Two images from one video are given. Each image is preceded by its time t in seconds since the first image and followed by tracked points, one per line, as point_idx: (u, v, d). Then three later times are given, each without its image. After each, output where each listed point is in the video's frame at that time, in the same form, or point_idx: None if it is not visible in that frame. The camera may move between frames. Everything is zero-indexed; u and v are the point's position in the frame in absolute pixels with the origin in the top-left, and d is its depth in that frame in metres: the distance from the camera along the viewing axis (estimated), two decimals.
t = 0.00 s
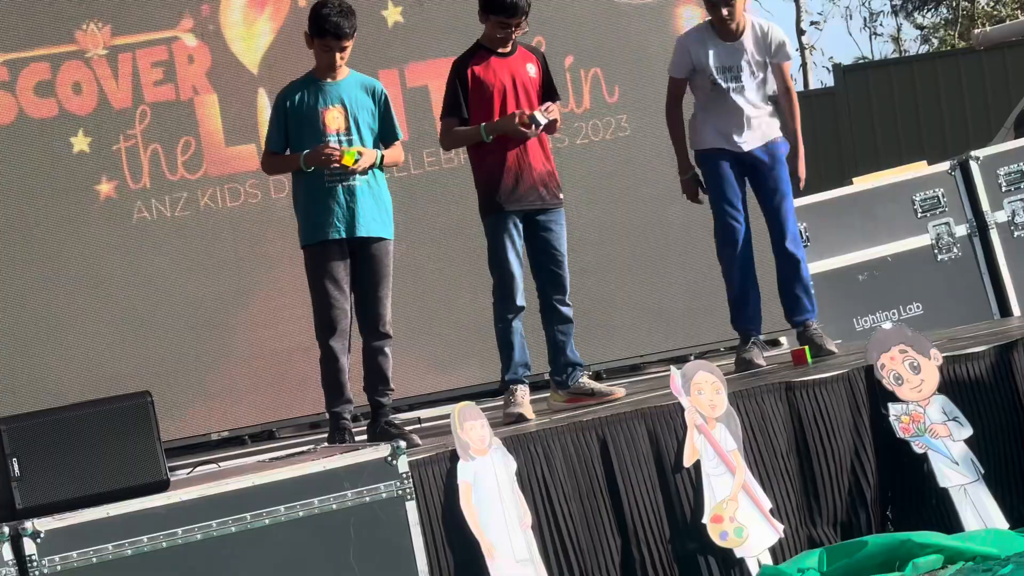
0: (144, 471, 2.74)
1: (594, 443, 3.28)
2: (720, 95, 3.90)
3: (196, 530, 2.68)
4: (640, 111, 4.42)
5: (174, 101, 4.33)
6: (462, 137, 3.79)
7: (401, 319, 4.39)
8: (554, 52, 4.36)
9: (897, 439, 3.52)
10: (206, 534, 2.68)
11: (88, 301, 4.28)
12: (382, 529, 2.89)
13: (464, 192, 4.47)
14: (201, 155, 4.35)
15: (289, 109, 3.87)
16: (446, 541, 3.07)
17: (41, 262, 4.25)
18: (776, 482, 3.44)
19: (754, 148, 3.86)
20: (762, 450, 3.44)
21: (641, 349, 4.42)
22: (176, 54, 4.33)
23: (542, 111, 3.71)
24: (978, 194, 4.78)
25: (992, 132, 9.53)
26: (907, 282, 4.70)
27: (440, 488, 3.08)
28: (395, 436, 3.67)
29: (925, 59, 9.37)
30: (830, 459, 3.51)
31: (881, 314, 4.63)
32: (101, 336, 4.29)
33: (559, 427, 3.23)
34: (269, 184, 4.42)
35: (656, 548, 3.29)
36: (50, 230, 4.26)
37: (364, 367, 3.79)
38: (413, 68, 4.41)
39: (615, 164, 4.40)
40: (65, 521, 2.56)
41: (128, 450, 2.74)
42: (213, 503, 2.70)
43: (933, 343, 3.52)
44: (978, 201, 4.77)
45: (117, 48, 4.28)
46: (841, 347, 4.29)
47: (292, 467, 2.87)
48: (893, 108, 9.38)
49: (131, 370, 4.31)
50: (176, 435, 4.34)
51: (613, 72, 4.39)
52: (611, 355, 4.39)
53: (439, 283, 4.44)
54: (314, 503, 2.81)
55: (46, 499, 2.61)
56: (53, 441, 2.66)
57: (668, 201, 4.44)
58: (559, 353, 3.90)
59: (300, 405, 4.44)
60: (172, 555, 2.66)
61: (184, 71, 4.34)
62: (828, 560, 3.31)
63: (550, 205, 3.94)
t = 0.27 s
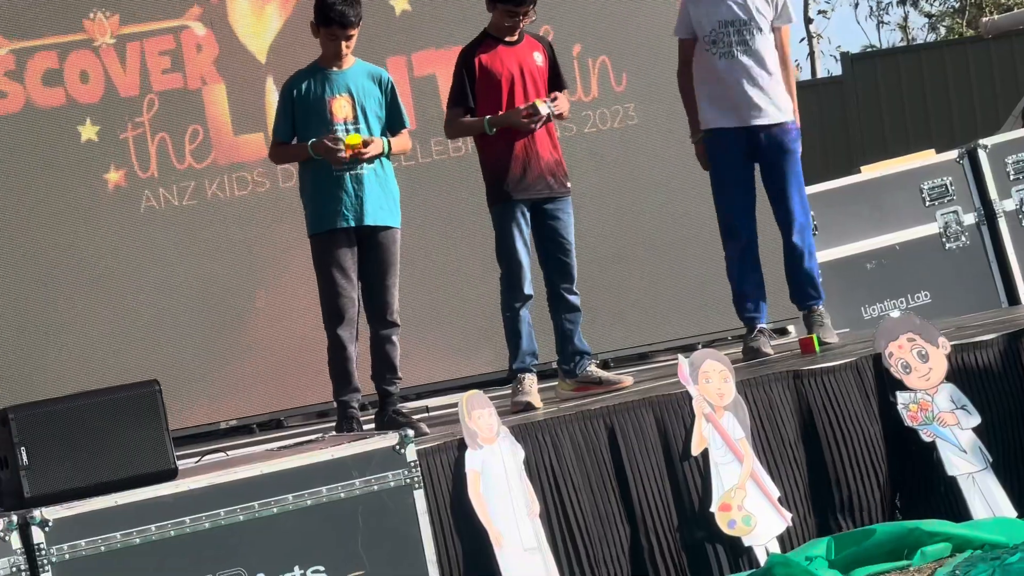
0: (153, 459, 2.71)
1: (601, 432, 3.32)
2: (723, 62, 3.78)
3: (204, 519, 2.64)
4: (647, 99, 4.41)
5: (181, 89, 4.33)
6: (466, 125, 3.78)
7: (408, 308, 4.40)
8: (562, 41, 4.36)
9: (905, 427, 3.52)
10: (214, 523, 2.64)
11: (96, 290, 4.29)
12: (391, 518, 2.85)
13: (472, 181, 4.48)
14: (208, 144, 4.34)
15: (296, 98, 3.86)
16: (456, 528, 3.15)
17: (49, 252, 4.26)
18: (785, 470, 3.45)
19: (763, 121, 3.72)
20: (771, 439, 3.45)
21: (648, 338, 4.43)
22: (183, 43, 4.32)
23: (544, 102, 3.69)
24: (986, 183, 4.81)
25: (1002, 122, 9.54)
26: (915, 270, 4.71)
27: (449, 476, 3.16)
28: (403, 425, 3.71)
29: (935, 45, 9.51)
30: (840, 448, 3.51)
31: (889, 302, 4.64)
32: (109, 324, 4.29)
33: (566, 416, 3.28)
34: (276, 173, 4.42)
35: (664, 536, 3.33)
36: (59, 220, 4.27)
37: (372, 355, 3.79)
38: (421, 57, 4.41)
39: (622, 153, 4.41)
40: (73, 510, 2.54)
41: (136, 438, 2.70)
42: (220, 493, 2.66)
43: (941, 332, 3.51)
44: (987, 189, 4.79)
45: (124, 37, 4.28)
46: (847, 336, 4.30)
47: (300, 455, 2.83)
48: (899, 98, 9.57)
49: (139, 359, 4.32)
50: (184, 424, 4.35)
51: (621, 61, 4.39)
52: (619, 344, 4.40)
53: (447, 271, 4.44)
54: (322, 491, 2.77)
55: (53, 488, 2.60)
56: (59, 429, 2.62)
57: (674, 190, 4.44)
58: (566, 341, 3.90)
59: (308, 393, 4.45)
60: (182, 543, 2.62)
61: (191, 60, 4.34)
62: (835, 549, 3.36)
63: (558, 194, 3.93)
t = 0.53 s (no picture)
0: (159, 451, 2.73)
1: (610, 423, 3.35)
2: (747, 49, 3.85)
3: (213, 510, 2.70)
4: (656, 90, 4.42)
5: (189, 80, 4.33)
6: (473, 118, 3.77)
7: (417, 299, 4.41)
8: (570, 32, 4.37)
9: (914, 418, 3.53)
10: (223, 514, 2.71)
11: (104, 281, 4.29)
12: (399, 508, 2.88)
13: (480, 172, 4.48)
14: (217, 136, 4.34)
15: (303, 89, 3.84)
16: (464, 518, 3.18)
17: (58, 243, 4.26)
18: (794, 460, 3.45)
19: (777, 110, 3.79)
20: (779, 429, 3.46)
21: (656, 329, 4.45)
22: (191, 34, 4.32)
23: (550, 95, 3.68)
24: (994, 173, 4.82)
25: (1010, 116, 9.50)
26: (923, 262, 4.80)
27: (458, 467, 3.18)
28: (412, 415, 3.68)
29: (945, 36, 8.78)
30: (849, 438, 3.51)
31: (897, 293, 4.75)
32: (118, 316, 4.29)
33: (575, 407, 3.31)
34: (285, 164, 4.43)
35: (672, 526, 3.34)
36: (67, 211, 4.27)
37: (380, 346, 3.77)
38: (429, 48, 4.41)
39: (630, 144, 4.42)
40: (82, 501, 2.61)
41: (142, 429, 2.73)
42: (230, 484, 2.73)
43: (949, 323, 3.52)
44: (994, 179, 4.80)
45: (132, 28, 4.28)
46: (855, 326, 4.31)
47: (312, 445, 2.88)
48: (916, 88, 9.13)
49: (147, 350, 4.31)
50: (193, 415, 4.35)
51: (630, 51, 4.40)
52: (627, 336, 4.44)
53: (455, 262, 4.45)
54: (331, 481, 2.81)
55: (60, 478, 2.63)
56: (66, 420, 2.66)
57: (683, 181, 4.44)
58: (574, 332, 3.88)
59: (316, 384, 4.45)
60: (192, 533, 2.69)
61: (200, 51, 4.33)
62: (843, 540, 3.39)
63: (566, 185, 3.90)
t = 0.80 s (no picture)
0: (168, 444, 2.75)
1: (619, 415, 3.33)
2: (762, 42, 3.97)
3: (222, 503, 2.72)
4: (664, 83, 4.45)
5: (198, 73, 4.33)
6: (482, 111, 3.76)
7: (425, 292, 4.42)
8: (579, 25, 4.38)
9: (922, 410, 3.54)
10: (231, 507, 2.72)
11: (112, 274, 4.29)
12: (407, 500, 2.91)
13: (488, 165, 4.48)
14: (226, 129, 4.35)
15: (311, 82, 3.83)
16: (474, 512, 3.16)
17: (66, 236, 4.26)
18: (802, 453, 3.46)
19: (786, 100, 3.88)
20: (789, 423, 3.46)
21: (664, 322, 4.49)
22: (200, 27, 4.32)
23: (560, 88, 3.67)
24: (1002, 166, 4.91)
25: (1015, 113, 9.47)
26: (933, 254, 4.83)
27: (467, 460, 3.16)
28: (421, 408, 3.66)
29: (955, 27, 7.80)
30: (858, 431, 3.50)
31: (906, 286, 4.75)
32: (127, 309, 4.29)
33: (584, 399, 3.30)
34: (293, 157, 4.43)
35: (682, 519, 3.34)
36: (75, 204, 4.26)
37: (388, 339, 3.76)
38: (436, 40, 4.41)
39: (638, 138, 4.45)
40: (90, 494, 2.62)
41: (151, 423, 2.74)
42: (238, 477, 2.74)
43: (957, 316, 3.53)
44: (1003, 172, 4.89)
45: (140, 21, 4.28)
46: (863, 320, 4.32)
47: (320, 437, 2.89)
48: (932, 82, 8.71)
49: (156, 343, 4.32)
50: (201, 408, 4.36)
51: (638, 45, 4.42)
52: (634, 329, 4.46)
53: (463, 255, 4.46)
54: (340, 474, 2.84)
55: (69, 472, 2.64)
56: (76, 414, 2.66)
57: (688, 174, 4.48)
58: (582, 326, 3.86)
59: (324, 377, 4.47)
60: (201, 526, 2.70)
61: (209, 44, 4.33)
62: (853, 532, 3.38)
63: (574, 179, 3.90)
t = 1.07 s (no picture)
0: (176, 440, 2.71)
1: (627, 411, 3.34)
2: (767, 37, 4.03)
3: (231, 498, 2.68)
4: (672, 78, 4.48)
5: (206, 69, 4.33)
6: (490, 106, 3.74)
7: (434, 287, 4.43)
8: (587, 20, 4.42)
9: (931, 405, 3.52)
10: (240, 502, 2.69)
11: (121, 269, 4.29)
12: (416, 496, 2.88)
13: (496, 160, 4.47)
14: (234, 124, 4.35)
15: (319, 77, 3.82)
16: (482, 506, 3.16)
17: (75, 232, 4.26)
18: (811, 448, 3.45)
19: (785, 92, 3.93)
20: (797, 418, 3.45)
21: (672, 317, 4.53)
22: (208, 22, 4.32)
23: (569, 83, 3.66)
24: (1010, 159, 4.94)
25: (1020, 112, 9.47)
26: (943, 248, 4.84)
27: (475, 455, 3.17)
28: (429, 403, 3.68)
29: (963, 22, 7.76)
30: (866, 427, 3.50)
31: (915, 281, 4.75)
32: (137, 304, 4.30)
33: (592, 395, 3.30)
34: (302, 152, 4.42)
35: (691, 514, 3.33)
36: (85, 200, 4.27)
37: (396, 334, 3.74)
38: (445, 35, 4.41)
39: (646, 133, 4.48)
40: (100, 489, 2.57)
41: (160, 419, 2.70)
42: (246, 472, 2.71)
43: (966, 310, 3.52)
44: (1011, 166, 4.93)
45: (149, 16, 4.28)
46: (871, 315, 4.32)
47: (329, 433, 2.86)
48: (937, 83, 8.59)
49: (165, 338, 4.32)
50: (210, 404, 4.36)
51: (646, 40, 4.45)
52: (641, 324, 4.50)
53: (472, 251, 4.46)
54: (348, 470, 2.81)
55: (77, 467, 2.60)
56: (84, 409, 2.61)
57: (694, 167, 4.52)
58: (591, 321, 3.84)
59: (333, 372, 4.47)
60: (209, 522, 2.66)
61: (217, 39, 4.33)
62: (862, 527, 3.37)
63: (582, 174, 3.87)
